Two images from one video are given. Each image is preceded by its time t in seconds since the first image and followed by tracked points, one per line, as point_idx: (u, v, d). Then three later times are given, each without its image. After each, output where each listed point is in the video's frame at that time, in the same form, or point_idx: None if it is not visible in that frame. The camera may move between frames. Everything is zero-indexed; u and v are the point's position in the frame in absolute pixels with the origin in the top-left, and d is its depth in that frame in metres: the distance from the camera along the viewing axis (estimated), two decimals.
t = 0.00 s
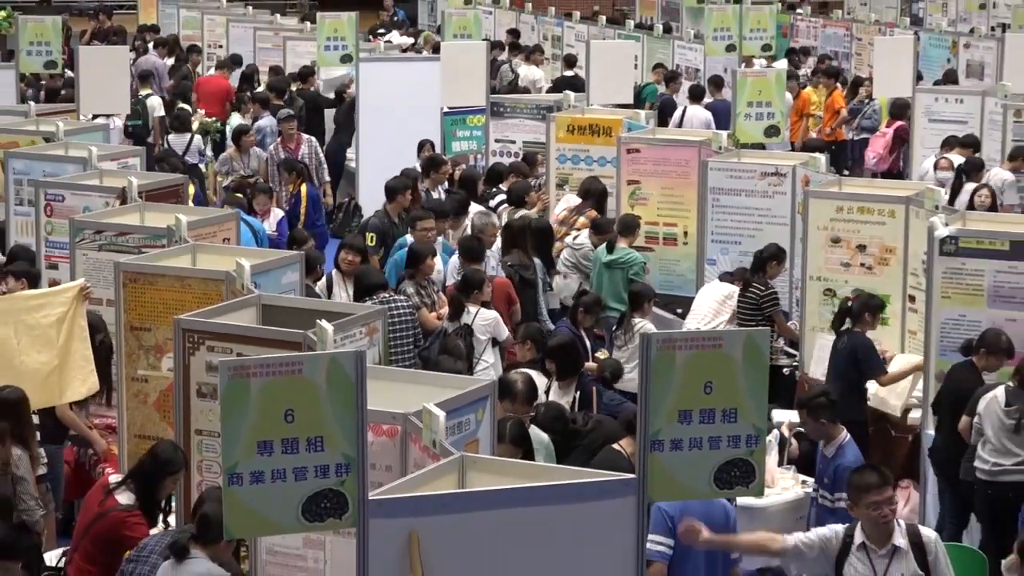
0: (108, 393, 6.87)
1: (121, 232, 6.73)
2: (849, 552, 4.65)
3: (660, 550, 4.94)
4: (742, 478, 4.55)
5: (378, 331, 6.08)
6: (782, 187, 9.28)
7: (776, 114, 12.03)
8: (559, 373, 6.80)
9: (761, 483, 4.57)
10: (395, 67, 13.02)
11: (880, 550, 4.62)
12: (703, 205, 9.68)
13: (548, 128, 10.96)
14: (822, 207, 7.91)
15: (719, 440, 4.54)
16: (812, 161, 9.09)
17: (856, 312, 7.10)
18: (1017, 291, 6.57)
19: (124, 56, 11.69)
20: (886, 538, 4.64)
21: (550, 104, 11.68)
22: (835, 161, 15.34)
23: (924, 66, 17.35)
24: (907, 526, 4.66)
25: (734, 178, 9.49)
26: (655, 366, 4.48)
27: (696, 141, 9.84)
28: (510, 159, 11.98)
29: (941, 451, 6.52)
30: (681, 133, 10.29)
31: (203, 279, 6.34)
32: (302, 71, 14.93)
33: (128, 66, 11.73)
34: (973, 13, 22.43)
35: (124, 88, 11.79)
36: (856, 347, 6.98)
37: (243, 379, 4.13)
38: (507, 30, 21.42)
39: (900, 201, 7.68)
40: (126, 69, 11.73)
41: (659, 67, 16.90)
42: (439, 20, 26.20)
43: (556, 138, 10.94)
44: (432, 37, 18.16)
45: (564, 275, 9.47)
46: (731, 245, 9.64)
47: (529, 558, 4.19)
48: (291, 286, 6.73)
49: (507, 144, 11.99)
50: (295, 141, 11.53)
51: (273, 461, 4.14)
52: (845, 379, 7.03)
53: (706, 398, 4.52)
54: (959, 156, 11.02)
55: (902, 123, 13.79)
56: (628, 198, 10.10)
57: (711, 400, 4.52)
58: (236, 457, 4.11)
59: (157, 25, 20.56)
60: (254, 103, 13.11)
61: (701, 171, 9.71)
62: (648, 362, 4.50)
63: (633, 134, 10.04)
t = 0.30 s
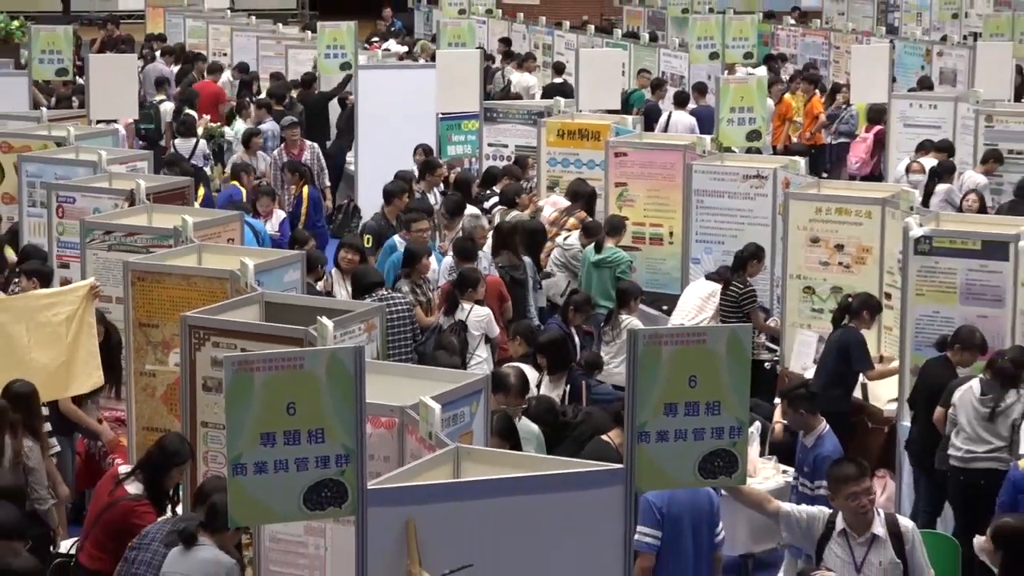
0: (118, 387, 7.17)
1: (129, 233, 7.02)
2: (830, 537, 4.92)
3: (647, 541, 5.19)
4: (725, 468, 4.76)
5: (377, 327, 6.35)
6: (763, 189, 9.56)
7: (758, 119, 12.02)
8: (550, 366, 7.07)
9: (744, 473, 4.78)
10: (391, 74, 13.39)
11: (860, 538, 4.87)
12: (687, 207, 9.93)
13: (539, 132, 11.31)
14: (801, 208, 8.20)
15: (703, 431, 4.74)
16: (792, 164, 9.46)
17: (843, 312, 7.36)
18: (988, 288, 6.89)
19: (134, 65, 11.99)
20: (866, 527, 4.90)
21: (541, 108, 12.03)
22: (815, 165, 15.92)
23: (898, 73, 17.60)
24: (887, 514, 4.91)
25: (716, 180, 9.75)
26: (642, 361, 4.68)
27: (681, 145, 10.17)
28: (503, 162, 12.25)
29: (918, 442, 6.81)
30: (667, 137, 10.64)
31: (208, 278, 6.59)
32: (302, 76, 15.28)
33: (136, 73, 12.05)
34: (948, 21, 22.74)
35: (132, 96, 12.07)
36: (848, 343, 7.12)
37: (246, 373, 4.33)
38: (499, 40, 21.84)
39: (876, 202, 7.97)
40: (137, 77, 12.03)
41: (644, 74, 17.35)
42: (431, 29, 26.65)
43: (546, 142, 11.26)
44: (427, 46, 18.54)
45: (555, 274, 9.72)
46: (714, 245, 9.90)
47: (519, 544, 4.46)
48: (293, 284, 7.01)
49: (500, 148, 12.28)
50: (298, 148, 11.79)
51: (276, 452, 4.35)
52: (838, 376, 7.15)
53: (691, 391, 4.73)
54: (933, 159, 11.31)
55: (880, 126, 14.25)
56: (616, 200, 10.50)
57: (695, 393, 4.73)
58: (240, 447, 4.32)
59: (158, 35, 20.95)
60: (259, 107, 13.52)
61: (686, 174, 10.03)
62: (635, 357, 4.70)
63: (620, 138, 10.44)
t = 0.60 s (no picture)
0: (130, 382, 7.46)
1: (141, 233, 7.31)
2: (816, 526, 5.09)
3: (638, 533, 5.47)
4: (714, 459, 4.98)
5: (379, 324, 6.65)
6: (750, 191, 9.84)
7: (744, 124, 12.60)
8: (546, 362, 7.37)
9: (731, 463, 5.01)
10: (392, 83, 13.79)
11: (844, 526, 5.06)
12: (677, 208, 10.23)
13: (535, 136, 11.65)
14: (786, 209, 8.49)
15: (693, 423, 4.95)
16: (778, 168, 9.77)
17: (833, 309, 7.64)
18: (966, 287, 7.17)
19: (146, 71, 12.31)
20: (850, 516, 5.07)
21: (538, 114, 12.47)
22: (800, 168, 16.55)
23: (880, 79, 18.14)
24: (871, 504, 5.08)
25: (705, 182, 10.04)
26: (634, 356, 4.88)
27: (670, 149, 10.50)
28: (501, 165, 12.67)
29: (901, 435, 7.11)
30: (659, 142, 10.96)
31: (216, 277, 6.88)
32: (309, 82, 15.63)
33: (148, 80, 12.35)
34: (927, 31, 22.71)
35: (146, 103, 12.40)
36: (837, 337, 7.40)
37: (253, 368, 4.51)
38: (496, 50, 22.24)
39: (858, 204, 8.25)
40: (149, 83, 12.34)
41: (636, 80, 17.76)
42: (432, 38, 27.10)
43: (542, 146, 11.61)
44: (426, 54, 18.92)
45: (549, 271, 9.95)
46: (703, 245, 10.19)
47: (514, 531, 4.74)
48: (298, 282, 7.30)
49: (497, 151, 12.69)
50: (309, 154, 12.11)
51: (282, 444, 4.53)
52: (826, 367, 7.45)
53: (681, 385, 4.93)
54: (913, 162, 11.65)
55: (864, 132, 14.44)
56: (608, 201, 10.84)
57: (685, 387, 4.93)
58: (248, 439, 4.49)
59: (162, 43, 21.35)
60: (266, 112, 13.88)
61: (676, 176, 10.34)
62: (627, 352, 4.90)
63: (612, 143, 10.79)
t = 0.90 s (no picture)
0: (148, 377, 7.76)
1: (158, 234, 7.62)
2: (805, 522, 5.41)
3: (632, 525, 5.75)
4: (709, 451, 5.26)
5: (387, 320, 6.93)
6: (743, 193, 10.21)
7: (737, 128, 13.37)
8: (547, 358, 7.66)
9: (725, 455, 5.28)
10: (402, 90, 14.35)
11: (832, 519, 5.37)
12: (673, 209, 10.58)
13: (538, 140, 11.93)
14: (778, 211, 8.85)
15: (689, 416, 5.22)
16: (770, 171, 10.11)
17: (822, 306, 7.95)
18: (951, 285, 7.53)
19: (162, 76, 12.63)
20: (837, 508, 5.40)
21: (539, 118, 12.78)
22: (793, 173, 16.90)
23: (868, 86, 18.38)
24: (856, 495, 5.41)
25: (700, 185, 10.40)
26: (632, 352, 5.15)
27: (667, 152, 10.82)
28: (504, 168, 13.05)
29: (887, 428, 7.40)
30: (656, 145, 11.28)
31: (231, 275, 7.17)
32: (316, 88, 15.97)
33: (165, 87, 12.64)
34: (913, 39, 24.07)
35: (163, 108, 12.73)
36: (820, 331, 7.74)
37: (266, 363, 4.75)
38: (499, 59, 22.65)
39: (847, 206, 8.55)
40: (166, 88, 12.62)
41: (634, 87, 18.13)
42: (437, 48, 27.50)
43: (542, 150, 11.88)
44: (431, 61, 19.29)
45: (551, 271, 10.23)
46: (698, 245, 10.53)
47: (516, 521, 4.92)
48: (309, 280, 7.59)
49: (500, 155, 13.09)
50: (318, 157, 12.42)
51: (293, 436, 4.77)
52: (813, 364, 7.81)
53: (677, 380, 5.20)
54: (902, 167, 12.00)
55: (854, 136, 14.71)
56: (607, 203, 11.13)
57: (680, 381, 5.20)
58: (261, 431, 4.73)
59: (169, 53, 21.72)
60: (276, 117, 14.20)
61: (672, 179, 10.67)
62: (626, 348, 5.16)
63: (611, 146, 11.09)
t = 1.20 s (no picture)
0: (160, 371, 8.08)
1: (170, 233, 7.94)
2: (798, 514, 5.83)
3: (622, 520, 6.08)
4: (698, 442, 5.58)
5: (388, 317, 7.23)
6: (732, 195, 10.65)
7: (726, 132, 13.88)
8: (543, 352, 8.02)
9: (714, 445, 5.60)
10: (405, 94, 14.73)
11: (823, 511, 5.79)
12: (664, 209, 11.05)
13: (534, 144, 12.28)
14: (765, 211, 9.30)
15: (678, 409, 5.54)
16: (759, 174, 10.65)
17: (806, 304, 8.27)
18: (931, 283, 7.96)
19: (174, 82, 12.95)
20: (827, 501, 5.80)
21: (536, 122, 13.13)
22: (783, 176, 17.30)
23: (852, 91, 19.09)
24: (844, 488, 5.81)
25: (689, 187, 10.87)
26: (625, 347, 5.45)
27: (659, 155, 11.17)
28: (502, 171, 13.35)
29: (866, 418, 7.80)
30: (649, 148, 11.63)
31: (241, 274, 7.48)
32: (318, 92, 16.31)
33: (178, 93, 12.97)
34: (894, 47, 25.58)
35: (175, 113, 13.06)
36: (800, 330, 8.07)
37: (273, 359, 4.97)
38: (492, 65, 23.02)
39: (831, 208, 9.02)
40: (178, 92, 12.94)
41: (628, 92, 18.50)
42: (438, 53, 27.91)
43: (540, 153, 12.22)
44: (431, 66, 19.66)
45: (548, 269, 10.54)
46: (687, 244, 10.99)
47: (513, 511, 5.14)
48: (315, 279, 7.90)
49: (499, 158, 13.41)
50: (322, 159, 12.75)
51: (299, 429, 5.00)
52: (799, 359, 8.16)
53: (668, 374, 5.50)
54: (886, 169, 12.39)
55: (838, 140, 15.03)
56: (601, 205, 11.44)
57: (672, 375, 5.51)
58: (269, 424, 4.97)
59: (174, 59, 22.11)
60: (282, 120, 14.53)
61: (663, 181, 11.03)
62: (619, 343, 5.46)
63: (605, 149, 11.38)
